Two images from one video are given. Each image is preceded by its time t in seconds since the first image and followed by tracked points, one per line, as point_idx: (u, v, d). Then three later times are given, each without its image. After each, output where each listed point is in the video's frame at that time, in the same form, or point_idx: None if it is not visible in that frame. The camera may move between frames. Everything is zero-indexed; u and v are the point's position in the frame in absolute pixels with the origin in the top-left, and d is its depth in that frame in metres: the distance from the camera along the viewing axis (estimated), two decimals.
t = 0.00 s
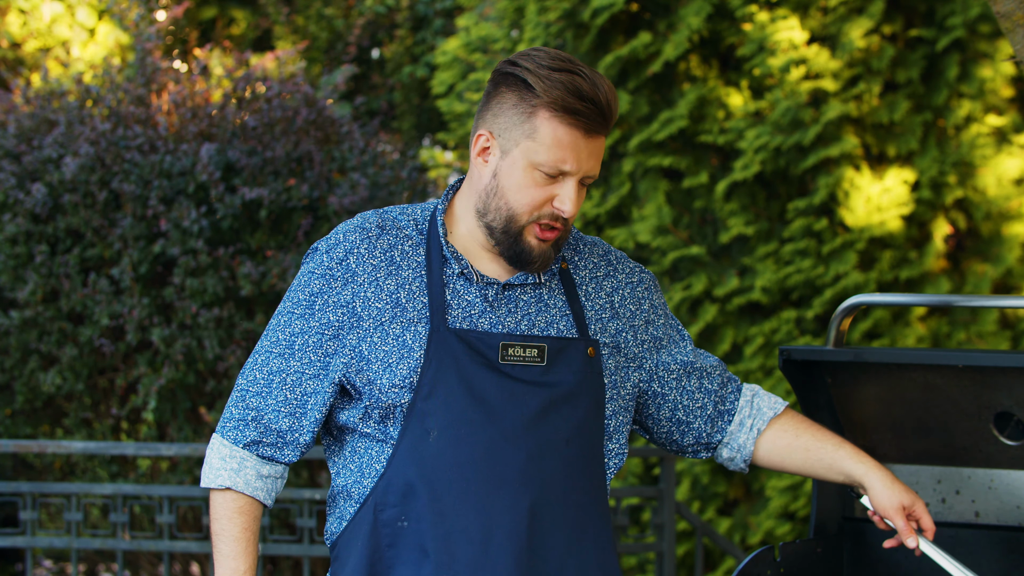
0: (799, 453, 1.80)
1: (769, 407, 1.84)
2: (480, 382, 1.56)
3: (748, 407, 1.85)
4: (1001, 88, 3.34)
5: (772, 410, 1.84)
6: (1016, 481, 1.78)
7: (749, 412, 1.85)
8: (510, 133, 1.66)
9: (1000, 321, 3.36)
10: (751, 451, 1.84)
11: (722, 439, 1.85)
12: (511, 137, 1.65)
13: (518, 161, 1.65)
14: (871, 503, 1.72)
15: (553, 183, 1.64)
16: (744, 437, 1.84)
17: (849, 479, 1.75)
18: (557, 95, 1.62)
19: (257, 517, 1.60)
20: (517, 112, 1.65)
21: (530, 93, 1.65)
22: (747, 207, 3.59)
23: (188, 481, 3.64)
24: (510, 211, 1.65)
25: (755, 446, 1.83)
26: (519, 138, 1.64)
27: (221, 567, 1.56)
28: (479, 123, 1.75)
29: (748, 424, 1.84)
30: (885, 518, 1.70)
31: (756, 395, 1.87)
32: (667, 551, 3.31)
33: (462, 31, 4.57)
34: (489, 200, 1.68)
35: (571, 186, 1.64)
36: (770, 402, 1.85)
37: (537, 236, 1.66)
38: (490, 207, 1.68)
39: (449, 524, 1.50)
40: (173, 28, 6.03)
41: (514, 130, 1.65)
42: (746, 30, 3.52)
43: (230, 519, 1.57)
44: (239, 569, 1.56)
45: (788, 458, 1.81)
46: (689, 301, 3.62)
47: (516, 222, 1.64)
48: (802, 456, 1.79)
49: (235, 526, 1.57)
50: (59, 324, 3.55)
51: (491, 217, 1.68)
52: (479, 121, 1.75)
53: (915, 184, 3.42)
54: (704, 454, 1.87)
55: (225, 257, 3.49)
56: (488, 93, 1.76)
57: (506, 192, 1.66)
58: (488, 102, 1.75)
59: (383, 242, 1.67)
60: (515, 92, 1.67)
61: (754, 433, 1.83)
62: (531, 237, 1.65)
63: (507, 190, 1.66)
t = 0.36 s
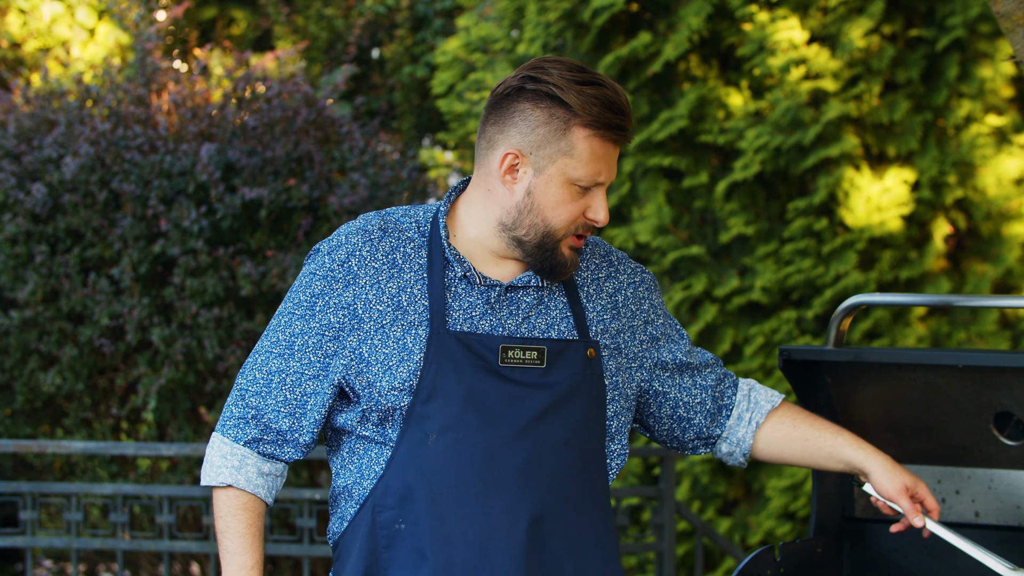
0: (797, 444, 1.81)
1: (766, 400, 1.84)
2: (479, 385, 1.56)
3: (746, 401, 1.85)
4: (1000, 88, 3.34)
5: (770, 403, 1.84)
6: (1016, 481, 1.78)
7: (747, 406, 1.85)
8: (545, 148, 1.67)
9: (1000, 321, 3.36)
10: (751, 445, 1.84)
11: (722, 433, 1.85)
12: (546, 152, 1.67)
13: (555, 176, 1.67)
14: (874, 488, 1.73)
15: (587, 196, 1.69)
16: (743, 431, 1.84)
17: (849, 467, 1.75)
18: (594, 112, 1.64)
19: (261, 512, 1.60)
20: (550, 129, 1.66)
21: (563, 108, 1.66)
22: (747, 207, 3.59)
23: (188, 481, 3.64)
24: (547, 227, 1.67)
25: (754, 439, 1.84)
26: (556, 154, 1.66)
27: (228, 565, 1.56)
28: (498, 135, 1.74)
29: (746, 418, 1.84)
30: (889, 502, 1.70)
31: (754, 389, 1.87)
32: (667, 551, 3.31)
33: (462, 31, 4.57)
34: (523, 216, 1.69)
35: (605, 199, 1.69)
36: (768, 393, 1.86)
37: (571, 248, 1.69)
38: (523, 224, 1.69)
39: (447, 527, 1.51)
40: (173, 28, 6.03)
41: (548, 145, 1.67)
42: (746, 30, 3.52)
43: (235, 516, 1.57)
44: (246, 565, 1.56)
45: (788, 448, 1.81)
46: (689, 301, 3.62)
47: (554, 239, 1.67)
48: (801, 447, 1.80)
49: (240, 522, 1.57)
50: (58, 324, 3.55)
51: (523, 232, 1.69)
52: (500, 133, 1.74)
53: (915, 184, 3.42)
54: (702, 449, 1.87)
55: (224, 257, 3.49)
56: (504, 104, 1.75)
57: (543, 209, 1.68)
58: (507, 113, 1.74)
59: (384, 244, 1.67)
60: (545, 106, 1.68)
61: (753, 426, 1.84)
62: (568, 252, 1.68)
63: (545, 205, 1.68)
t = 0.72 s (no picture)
0: (796, 452, 1.80)
1: (768, 405, 1.84)
2: (483, 390, 1.55)
3: (747, 405, 1.85)
4: (1001, 88, 3.34)
5: (772, 408, 1.84)
6: (1016, 481, 1.77)
7: (748, 410, 1.85)
8: (538, 149, 1.67)
9: (1000, 322, 3.35)
10: (751, 449, 1.84)
11: (723, 438, 1.85)
12: (539, 153, 1.67)
13: (549, 176, 1.67)
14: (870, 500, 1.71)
15: (583, 196, 1.68)
16: (744, 435, 1.84)
17: (846, 476, 1.74)
18: (585, 111, 1.64)
19: (258, 517, 1.60)
20: (542, 128, 1.66)
21: (554, 108, 1.66)
22: (747, 207, 3.59)
23: (188, 481, 3.64)
24: (543, 227, 1.67)
25: (754, 443, 1.83)
26: (549, 154, 1.66)
27: (223, 568, 1.56)
28: (493, 137, 1.75)
29: (747, 423, 1.84)
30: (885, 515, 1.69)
31: (756, 393, 1.87)
32: (667, 551, 3.31)
33: (462, 31, 4.57)
34: (519, 217, 1.69)
35: (602, 198, 1.68)
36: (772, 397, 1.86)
37: (568, 248, 1.68)
38: (520, 225, 1.69)
39: (451, 532, 1.51)
40: (173, 28, 6.03)
41: (541, 146, 1.66)
42: (746, 30, 3.52)
43: (232, 520, 1.57)
44: (241, 570, 1.56)
45: (787, 456, 1.81)
46: (690, 301, 3.62)
47: (550, 239, 1.66)
48: (799, 455, 1.79)
49: (236, 527, 1.57)
50: (58, 324, 3.55)
51: (519, 233, 1.69)
52: (495, 135, 1.74)
53: (915, 184, 3.42)
54: (704, 453, 1.87)
55: (224, 257, 3.49)
56: (499, 106, 1.76)
57: (538, 209, 1.68)
58: (501, 115, 1.75)
59: (388, 247, 1.66)
60: (537, 107, 1.68)
61: (754, 431, 1.84)
62: (567, 252, 1.67)
63: (540, 205, 1.67)
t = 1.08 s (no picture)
0: (796, 450, 1.80)
1: (765, 407, 1.85)
2: (482, 389, 1.55)
3: (745, 407, 1.85)
4: (1001, 88, 3.34)
5: (769, 410, 1.85)
6: (1016, 481, 1.78)
7: (746, 411, 1.85)
8: (532, 150, 1.66)
9: (1000, 322, 3.35)
10: (749, 451, 1.84)
11: (720, 438, 1.85)
12: (534, 153, 1.66)
13: (545, 176, 1.66)
14: (870, 499, 1.72)
15: (582, 191, 1.67)
16: (742, 436, 1.84)
17: (847, 477, 1.75)
18: (575, 107, 1.63)
19: (266, 518, 1.60)
20: (533, 129, 1.66)
21: (543, 107, 1.65)
22: (747, 207, 3.59)
23: (188, 481, 3.64)
24: (545, 227, 1.67)
25: (752, 444, 1.83)
26: (543, 154, 1.65)
27: (233, 569, 1.56)
28: (486, 142, 1.74)
29: (746, 424, 1.84)
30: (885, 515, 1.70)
31: (753, 396, 1.87)
32: (668, 551, 3.31)
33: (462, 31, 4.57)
34: (520, 218, 1.69)
35: (602, 191, 1.68)
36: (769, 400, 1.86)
37: (573, 245, 1.68)
38: (521, 226, 1.69)
39: (451, 532, 1.51)
40: (173, 28, 6.03)
41: (535, 146, 1.66)
42: (746, 30, 3.52)
43: (240, 521, 1.57)
44: (251, 569, 1.56)
45: (785, 455, 1.81)
46: (690, 301, 3.62)
47: (553, 237, 1.66)
48: (799, 454, 1.80)
49: (245, 527, 1.57)
50: (58, 324, 3.55)
51: (521, 234, 1.69)
52: (488, 139, 1.74)
53: (915, 184, 3.42)
54: (702, 454, 1.86)
55: (224, 257, 3.49)
56: (489, 110, 1.75)
57: (538, 209, 1.68)
58: (492, 119, 1.74)
59: (388, 247, 1.66)
60: (527, 108, 1.67)
61: (752, 433, 1.84)
62: (571, 249, 1.67)
63: (540, 205, 1.67)
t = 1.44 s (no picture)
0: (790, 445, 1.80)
1: (759, 403, 1.85)
2: (489, 391, 1.56)
3: (739, 403, 1.85)
4: (1001, 88, 3.34)
5: (763, 406, 1.85)
6: (1016, 481, 1.78)
7: (741, 408, 1.85)
8: (527, 158, 1.66)
9: (1000, 321, 3.35)
10: (743, 447, 1.84)
11: (714, 435, 1.85)
12: (529, 160, 1.66)
13: (543, 182, 1.66)
14: (864, 490, 1.71)
15: (581, 193, 1.67)
16: (736, 433, 1.84)
17: (842, 469, 1.74)
18: (566, 112, 1.63)
19: (264, 519, 1.60)
20: (526, 137, 1.65)
21: (534, 115, 1.65)
22: (747, 207, 3.59)
23: (188, 481, 3.64)
24: (547, 232, 1.67)
25: (747, 440, 1.84)
26: (539, 160, 1.65)
27: (230, 570, 1.56)
28: (480, 152, 1.74)
29: (740, 420, 1.84)
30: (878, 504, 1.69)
31: (747, 392, 1.87)
32: (667, 551, 3.31)
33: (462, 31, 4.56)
34: (522, 225, 1.69)
35: (601, 191, 1.68)
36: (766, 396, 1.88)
37: (578, 246, 1.69)
38: (523, 233, 1.69)
39: (455, 532, 1.51)
40: (173, 28, 6.04)
41: (530, 154, 1.66)
42: (746, 30, 3.52)
43: (239, 523, 1.57)
44: (249, 571, 1.57)
45: (779, 449, 1.81)
46: (690, 300, 3.62)
47: (556, 242, 1.67)
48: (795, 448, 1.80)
49: (244, 530, 1.57)
50: (58, 323, 3.55)
51: (525, 240, 1.69)
52: (483, 150, 1.73)
53: (915, 184, 3.42)
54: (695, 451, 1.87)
55: (224, 257, 3.49)
56: (480, 121, 1.74)
57: (539, 215, 1.68)
58: (485, 130, 1.74)
59: (393, 248, 1.66)
60: (518, 116, 1.67)
61: (746, 429, 1.84)
62: (576, 251, 1.68)
63: (541, 211, 1.67)
